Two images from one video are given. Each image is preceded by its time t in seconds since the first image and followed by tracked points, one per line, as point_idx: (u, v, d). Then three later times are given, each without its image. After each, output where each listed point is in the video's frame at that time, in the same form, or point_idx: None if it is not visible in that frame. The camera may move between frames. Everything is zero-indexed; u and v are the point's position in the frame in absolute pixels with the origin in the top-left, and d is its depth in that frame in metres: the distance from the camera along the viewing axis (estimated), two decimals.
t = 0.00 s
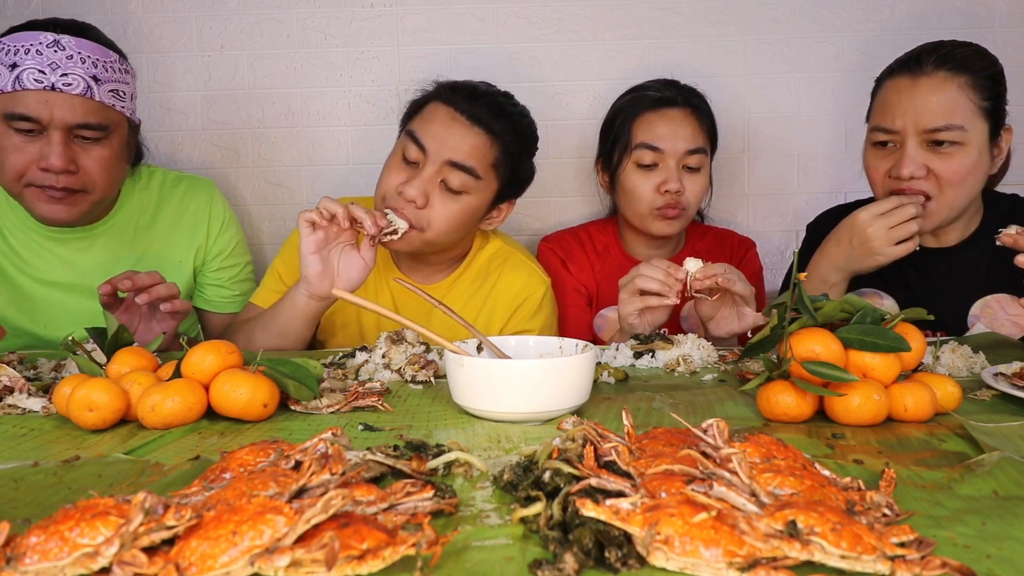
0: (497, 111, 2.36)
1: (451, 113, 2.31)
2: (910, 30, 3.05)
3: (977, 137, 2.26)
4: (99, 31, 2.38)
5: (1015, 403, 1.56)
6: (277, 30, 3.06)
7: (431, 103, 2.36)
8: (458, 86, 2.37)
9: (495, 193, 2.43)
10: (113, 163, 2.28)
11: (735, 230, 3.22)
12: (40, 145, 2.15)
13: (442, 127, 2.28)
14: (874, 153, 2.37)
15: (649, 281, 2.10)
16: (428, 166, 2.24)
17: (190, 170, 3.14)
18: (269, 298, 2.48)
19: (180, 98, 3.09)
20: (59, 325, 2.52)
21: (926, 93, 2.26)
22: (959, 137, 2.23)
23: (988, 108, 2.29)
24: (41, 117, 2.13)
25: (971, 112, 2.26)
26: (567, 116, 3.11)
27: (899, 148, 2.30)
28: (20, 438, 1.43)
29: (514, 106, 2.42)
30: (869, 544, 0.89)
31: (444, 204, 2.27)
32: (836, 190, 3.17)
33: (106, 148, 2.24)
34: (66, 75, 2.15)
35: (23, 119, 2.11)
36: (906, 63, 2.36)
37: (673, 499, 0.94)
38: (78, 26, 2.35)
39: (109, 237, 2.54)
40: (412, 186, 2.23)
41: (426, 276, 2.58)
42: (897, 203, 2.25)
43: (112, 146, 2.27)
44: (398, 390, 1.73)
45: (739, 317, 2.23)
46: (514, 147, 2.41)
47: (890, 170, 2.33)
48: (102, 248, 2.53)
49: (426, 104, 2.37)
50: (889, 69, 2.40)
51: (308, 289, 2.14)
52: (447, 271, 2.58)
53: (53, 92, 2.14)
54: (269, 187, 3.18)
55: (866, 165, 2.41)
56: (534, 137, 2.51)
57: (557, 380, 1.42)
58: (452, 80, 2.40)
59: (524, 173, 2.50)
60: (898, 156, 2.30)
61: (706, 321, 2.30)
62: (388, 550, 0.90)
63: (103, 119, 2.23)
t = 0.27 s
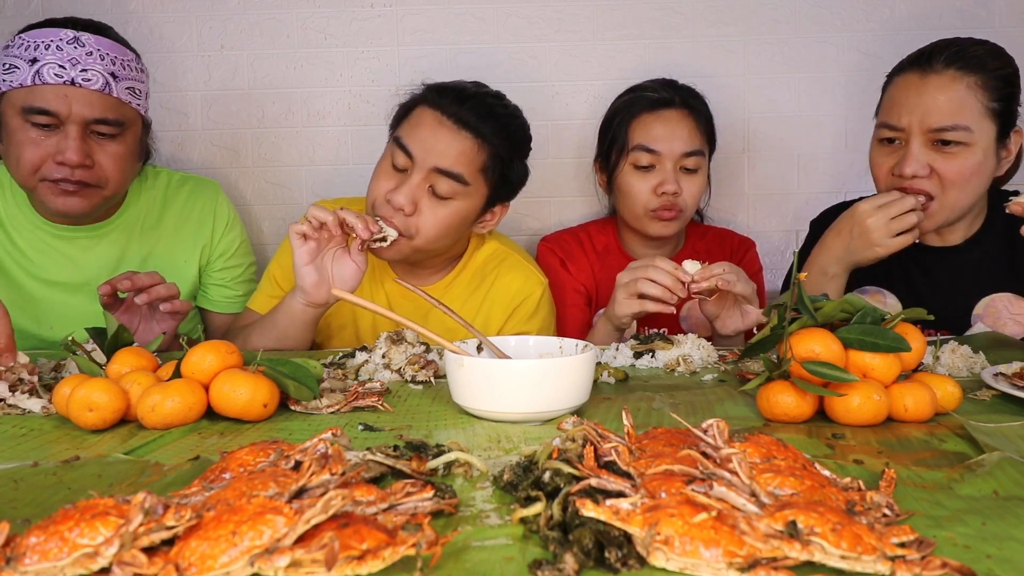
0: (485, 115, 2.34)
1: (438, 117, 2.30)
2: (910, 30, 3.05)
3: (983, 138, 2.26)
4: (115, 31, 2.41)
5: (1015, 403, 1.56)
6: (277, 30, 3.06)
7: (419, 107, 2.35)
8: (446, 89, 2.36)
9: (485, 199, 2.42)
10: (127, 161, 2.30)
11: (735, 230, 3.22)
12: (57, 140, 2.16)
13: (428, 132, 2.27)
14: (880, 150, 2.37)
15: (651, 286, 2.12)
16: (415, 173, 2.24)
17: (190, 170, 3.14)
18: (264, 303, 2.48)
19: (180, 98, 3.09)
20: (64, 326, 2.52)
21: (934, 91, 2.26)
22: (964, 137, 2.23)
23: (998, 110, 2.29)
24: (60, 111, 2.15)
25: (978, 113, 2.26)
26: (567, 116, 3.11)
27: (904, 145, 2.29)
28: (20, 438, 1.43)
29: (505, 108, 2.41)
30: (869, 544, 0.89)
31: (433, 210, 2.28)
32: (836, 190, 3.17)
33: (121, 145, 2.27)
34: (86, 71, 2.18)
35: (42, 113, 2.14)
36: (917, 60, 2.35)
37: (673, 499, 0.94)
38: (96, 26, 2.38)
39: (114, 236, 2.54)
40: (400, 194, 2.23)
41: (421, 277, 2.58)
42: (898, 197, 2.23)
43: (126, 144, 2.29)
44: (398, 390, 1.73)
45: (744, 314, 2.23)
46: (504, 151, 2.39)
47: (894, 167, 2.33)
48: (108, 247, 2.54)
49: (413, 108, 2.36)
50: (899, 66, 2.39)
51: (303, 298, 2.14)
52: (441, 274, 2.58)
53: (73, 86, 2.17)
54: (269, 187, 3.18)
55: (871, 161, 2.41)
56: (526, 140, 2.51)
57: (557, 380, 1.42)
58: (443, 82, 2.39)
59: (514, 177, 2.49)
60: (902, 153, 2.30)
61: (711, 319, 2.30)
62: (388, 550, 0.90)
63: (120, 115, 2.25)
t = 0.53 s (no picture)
0: (483, 116, 2.34)
1: (436, 119, 2.30)
2: (910, 29, 3.05)
3: (987, 142, 2.26)
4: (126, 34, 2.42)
5: (1016, 403, 1.56)
6: (277, 30, 3.06)
7: (416, 108, 2.35)
8: (444, 91, 2.35)
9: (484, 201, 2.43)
10: (133, 163, 2.30)
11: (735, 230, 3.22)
12: (64, 140, 2.16)
13: (426, 134, 2.27)
14: (883, 150, 2.37)
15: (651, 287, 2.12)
16: (414, 175, 2.24)
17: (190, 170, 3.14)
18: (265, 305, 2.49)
19: (180, 98, 3.09)
20: (67, 326, 2.53)
21: (939, 94, 2.26)
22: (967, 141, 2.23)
23: (1003, 114, 2.29)
24: (68, 111, 2.15)
25: (983, 117, 2.26)
26: (567, 116, 3.11)
27: (909, 147, 2.30)
28: (20, 438, 1.43)
29: (503, 108, 2.40)
30: (869, 545, 0.89)
31: (431, 213, 2.28)
32: (836, 190, 3.17)
33: (128, 146, 2.27)
34: (95, 72, 2.19)
35: (50, 112, 2.14)
36: (925, 62, 2.35)
37: (673, 499, 0.94)
38: (108, 28, 2.38)
39: (118, 238, 2.54)
40: (398, 196, 2.23)
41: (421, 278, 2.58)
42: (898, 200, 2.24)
43: (133, 145, 2.29)
44: (398, 390, 1.73)
45: (742, 314, 2.22)
46: (503, 152, 2.39)
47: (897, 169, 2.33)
48: (110, 249, 2.54)
49: (411, 110, 2.36)
50: (906, 68, 2.39)
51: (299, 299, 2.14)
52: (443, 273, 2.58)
53: (82, 87, 2.18)
54: (269, 187, 3.18)
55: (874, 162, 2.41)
56: (525, 141, 2.50)
57: (557, 380, 1.42)
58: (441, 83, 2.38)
59: (514, 177, 2.50)
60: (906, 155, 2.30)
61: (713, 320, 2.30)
62: (388, 550, 0.90)
63: (127, 117, 2.26)
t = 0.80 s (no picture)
0: (491, 113, 2.34)
1: (444, 116, 2.30)
2: (910, 29, 3.05)
3: (990, 139, 2.26)
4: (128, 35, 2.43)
5: (1015, 403, 1.56)
6: (277, 29, 3.06)
7: (423, 105, 2.35)
8: (452, 88, 2.35)
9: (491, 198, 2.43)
10: (132, 162, 2.29)
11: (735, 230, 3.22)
12: (64, 137, 2.16)
13: (434, 130, 2.27)
14: (885, 151, 2.36)
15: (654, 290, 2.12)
16: (422, 172, 2.24)
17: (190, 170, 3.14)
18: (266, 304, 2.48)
19: (180, 98, 3.09)
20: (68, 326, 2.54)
21: (942, 92, 2.26)
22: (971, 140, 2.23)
23: (1002, 111, 2.31)
24: (69, 109, 2.15)
25: (986, 115, 2.27)
26: (567, 116, 3.11)
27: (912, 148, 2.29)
28: (20, 438, 1.43)
29: (509, 105, 2.40)
30: (869, 544, 0.89)
31: (441, 209, 2.28)
32: (836, 190, 3.17)
33: (128, 145, 2.26)
34: (97, 70, 2.20)
35: (50, 110, 2.14)
36: (924, 61, 2.35)
37: (673, 499, 0.94)
38: (111, 27, 2.38)
39: (117, 239, 2.54)
40: (407, 193, 2.23)
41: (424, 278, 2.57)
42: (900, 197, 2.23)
43: (133, 144, 2.29)
44: (398, 390, 1.73)
45: (742, 312, 2.22)
46: (510, 148, 2.39)
47: (901, 170, 2.33)
48: (110, 250, 2.54)
49: (417, 107, 2.36)
50: (904, 68, 2.40)
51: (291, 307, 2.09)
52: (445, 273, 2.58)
53: (84, 85, 2.18)
54: (269, 186, 3.18)
55: (876, 163, 2.41)
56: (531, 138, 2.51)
57: (557, 380, 1.42)
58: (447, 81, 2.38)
59: (520, 173, 2.50)
60: (911, 156, 2.30)
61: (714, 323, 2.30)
62: (388, 550, 0.90)
63: (128, 116, 2.26)
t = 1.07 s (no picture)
0: (496, 109, 2.34)
1: (450, 112, 2.30)
2: (910, 29, 3.05)
3: (981, 140, 2.26)
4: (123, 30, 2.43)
5: (1015, 403, 1.56)
6: (277, 29, 3.06)
7: (428, 102, 2.35)
8: (456, 85, 2.35)
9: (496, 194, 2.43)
10: (129, 156, 2.30)
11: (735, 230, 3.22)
12: (61, 132, 2.16)
13: (440, 126, 2.27)
14: (877, 157, 2.36)
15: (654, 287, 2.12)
16: (428, 167, 2.24)
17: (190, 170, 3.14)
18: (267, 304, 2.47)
19: (180, 98, 3.09)
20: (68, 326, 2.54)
21: (931, 96, 2.27)
22: (963, 141, 2.23)
23: (990, 112, 2.31)
24: (65, 103, 2.15)
25: (976, 115, 2.27)
26: (567, 116, 3.11)
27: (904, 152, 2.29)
28: (20, 438, 1.43)
29: (512, 102, 2.41)
30: (869, 544, 0.89)
31: (446, 205, 2.28)
32: (836, 190, 3.17)
33: (125, 139, 2.26)
34: (93, 64, 2.20)
35: (47, 104, 2.14)
36: (909, 66, 2.37)
37: (673, 499, 0.94)
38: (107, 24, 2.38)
39: (116, 238, 2.54)
40: (413, 188, 2.23)
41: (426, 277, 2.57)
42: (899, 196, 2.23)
43: (130, 138, 2.29)
44: (398, 390, 1.73)
45: (744, 308, 2.22)
46: (515, 144, 2.40)
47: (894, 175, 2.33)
48: (109, 249, 2.54)
49: (422, 104, 2.36)
50: (890, 72, 2.41)
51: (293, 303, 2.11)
52: (445, 272, 2.58)
53: (80, 79, 2.18)
54: (269, 186, 3.18)
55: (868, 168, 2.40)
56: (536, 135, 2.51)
57: (557, 380, 1.42)
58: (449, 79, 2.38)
59: (525, 169, 2.50)
60: (903, 161, 2.29)
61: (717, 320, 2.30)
62: (388, 550, 0.90)
63: (124, 109, 2.26)
